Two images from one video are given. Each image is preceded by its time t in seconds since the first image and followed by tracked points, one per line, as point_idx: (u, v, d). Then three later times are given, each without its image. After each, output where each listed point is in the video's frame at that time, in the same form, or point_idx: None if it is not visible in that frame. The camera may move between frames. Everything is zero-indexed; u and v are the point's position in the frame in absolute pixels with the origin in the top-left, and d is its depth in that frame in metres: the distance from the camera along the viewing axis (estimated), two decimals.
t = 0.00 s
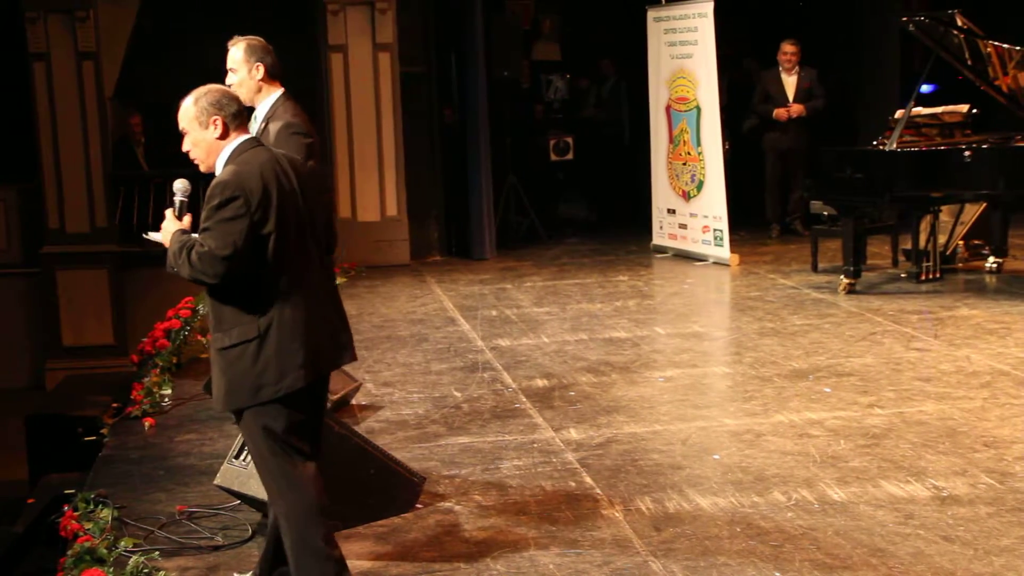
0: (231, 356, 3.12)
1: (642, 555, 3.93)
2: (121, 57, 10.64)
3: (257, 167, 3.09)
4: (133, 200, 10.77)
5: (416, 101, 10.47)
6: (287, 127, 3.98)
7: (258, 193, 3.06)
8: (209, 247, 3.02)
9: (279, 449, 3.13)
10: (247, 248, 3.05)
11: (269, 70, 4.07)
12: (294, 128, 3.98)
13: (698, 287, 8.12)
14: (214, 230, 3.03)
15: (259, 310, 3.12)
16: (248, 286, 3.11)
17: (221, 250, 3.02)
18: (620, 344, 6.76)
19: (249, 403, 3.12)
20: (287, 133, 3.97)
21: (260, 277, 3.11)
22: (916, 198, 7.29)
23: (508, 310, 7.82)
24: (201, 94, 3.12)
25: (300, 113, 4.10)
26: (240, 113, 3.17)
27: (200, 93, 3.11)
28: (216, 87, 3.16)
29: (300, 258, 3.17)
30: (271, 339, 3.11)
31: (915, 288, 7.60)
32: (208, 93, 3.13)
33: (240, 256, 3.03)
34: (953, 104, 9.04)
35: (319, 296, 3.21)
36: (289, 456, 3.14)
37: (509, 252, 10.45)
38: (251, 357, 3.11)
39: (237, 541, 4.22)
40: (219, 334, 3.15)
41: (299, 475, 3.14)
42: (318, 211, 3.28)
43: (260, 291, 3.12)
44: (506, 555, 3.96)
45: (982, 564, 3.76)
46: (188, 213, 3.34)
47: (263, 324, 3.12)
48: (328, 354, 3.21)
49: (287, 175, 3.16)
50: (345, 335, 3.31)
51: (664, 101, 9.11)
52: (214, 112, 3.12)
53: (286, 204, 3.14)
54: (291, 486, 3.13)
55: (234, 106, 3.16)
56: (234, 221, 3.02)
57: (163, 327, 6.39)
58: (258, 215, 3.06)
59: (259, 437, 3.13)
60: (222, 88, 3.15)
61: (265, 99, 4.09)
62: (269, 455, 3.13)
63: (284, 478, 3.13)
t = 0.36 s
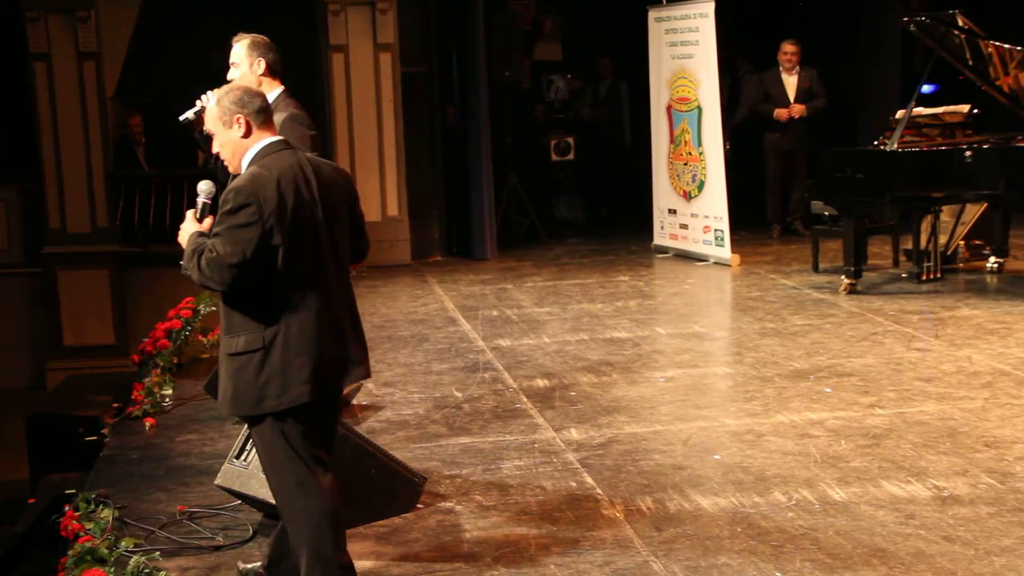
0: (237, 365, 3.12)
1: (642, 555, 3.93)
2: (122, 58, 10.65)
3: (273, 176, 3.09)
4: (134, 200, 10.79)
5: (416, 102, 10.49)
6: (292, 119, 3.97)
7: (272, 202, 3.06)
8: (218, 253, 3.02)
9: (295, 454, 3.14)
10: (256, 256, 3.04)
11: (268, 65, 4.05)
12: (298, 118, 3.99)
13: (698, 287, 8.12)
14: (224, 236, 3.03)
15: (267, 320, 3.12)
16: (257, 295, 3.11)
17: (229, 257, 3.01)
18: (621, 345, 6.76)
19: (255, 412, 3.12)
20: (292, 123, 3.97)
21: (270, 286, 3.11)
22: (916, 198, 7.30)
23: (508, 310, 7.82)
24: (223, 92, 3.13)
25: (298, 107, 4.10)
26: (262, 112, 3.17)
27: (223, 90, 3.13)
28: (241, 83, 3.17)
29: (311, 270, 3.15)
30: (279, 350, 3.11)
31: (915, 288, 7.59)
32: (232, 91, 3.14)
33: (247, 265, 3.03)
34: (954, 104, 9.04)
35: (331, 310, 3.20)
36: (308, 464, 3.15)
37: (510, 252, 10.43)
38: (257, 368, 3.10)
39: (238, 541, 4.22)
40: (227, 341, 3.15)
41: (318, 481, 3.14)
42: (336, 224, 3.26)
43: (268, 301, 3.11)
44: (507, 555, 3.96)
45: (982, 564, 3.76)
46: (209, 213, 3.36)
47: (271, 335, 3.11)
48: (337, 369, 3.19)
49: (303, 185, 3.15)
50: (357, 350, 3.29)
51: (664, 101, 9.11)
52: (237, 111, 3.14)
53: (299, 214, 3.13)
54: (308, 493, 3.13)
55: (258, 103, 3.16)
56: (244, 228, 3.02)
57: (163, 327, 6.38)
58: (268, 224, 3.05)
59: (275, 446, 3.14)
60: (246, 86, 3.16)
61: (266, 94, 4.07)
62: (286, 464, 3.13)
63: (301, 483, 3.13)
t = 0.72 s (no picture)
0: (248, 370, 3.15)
1: (642, 555, 3.93)
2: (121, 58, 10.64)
3: (263, 181, 3.08)
4: (132, 201, 10.85)
5: (416, 101, 10.49)
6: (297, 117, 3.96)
7: (261, 208, 3.06)
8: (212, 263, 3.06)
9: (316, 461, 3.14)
10: (247, 264, 3.05)
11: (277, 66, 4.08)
12: (305, 117, 3.96)
13: (697, 287, 8.12)
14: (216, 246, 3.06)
15: (271, 326, 3.12)
16: (259, 301, 3.13)
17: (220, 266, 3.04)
18: (620, 344, 6.76)
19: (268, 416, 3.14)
20: (298, 121, 3.94)
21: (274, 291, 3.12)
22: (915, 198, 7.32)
23: (508, 310, 7.83)
24: (233, 88, 3.15)
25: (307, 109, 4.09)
26: (269, 110, 3.16)
27: (234, 86, 3.14)
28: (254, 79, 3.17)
29: (313, 274, 3.12)
30: (283, 356, 3.10)
31: (914, 288, 7.60)
32: (242, 86, 3.15)
33: (239, 273, 3.04)
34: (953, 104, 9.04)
35: (340, 312, 3.15)
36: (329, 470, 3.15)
37: (509, 252, 10.43)
38: (264, 375, 3.11)
39: (237, 542, 4.22)
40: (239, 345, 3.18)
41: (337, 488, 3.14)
42: (346, 222, 3.20)
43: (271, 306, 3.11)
44: (506, 555, 3.96)
45: (981, 564, 3.76)
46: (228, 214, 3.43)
47: (276, 341, 3.11)
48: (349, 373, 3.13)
49: (299, 186, 3.12)
50: (377, 350, 3.22)
51: (664, 101, 9.11)
52: (244, 107, 3.14)
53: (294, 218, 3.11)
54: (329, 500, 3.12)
55: (264, 100, 3.16)
56: (233, 237, 3.03)
57: (162, 327, 6.36)
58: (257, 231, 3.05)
59: (292, 451, 3.15)
60: (255, 82, 3.16)
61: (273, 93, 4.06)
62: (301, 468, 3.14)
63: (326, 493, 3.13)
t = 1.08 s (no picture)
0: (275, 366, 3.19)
1: (642, 555, 3.93)
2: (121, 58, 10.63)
3: (277, 181, 3.09)
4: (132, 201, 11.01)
5: (416, 101, 10.58)
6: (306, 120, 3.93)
7: (273, 208, 3.07)
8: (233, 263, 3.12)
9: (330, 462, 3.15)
10: (261, 264, 3.09)
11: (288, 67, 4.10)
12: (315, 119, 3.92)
13: (697, 287, 8.12)
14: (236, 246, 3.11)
15: (290, 323, 3.13)
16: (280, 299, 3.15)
17: (239, 267, 3.11)
18: (620, 344, 6.77)
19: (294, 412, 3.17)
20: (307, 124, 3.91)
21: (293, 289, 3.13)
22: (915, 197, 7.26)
23: (507, 310, 7.83)
24: (260, 85, 3.16)
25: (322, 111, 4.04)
26: (295, 108, 3.17)
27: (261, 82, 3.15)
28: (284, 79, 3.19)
29: (328, 271, 3.10)
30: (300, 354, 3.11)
31: (914, 288, 7.60)
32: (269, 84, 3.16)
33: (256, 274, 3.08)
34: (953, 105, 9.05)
35: (357, 310, 3.12)
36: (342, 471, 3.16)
37: (509, 252, 10.43)
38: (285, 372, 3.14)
39: (237, 542, 4.22)
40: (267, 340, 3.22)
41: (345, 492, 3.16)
42: (367, 219, 3.15)
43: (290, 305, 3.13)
44: (507, 554, 3.96)
45: (981, 564, 3.76)
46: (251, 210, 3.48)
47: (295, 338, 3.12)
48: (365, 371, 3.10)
49: (313, 185, 3.10)
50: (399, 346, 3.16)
51: (664, 101, 9.11)
52: (269, 104, 3.15)
53: (307, 217, 3.10)
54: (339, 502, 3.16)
55: (289, 99, 3.16)
56: (246, 237, 3.08)
57: (162, 328, 6.33)
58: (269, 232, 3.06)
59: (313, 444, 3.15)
60: (282, 82, 3.17)
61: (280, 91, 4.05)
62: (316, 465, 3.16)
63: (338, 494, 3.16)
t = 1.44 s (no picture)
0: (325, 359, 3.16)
1: (644, 555, 3.93)
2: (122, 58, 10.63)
3: (344, 176, 3.08)
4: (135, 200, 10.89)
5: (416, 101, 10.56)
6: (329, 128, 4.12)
7: (338, 202, 3.06)
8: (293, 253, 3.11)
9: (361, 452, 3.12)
10: (322, 256, 3.07)
11: (323, 67, 4.15)
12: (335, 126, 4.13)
13: (699, 287, 8.12)
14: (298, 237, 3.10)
15: (343, 317, 3.11)
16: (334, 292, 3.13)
17: (300, 256, 3.09)
18: (621, 345, 6.76)
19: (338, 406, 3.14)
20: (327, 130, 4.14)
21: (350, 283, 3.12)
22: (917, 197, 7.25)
23: (508, 310, 7.82)
24: (332, 86, 3.14)
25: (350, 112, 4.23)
26: (367, 109, 3.15)
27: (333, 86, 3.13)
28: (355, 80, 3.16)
29: (386, 268, 3.10)
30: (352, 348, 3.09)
31: (916, 288, 7.59)
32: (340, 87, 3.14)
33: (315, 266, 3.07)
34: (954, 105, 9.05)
35: (414, 308, 3.11)
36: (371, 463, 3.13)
37: (510, 251, 10.42)
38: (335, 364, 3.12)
39: (238, 542, 4.22)
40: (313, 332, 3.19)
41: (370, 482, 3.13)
42: (429, 219, 3.15)
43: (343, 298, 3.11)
44: (508, 554, 3.97)
45: (983, 564, 3.76)
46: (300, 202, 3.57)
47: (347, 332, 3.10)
48: (417, 368, 3.09)
49: (380, 183, 3.10)
50: (452, 348, 3.15)
51: (665, 101, 9.10)
52: (338, 106, 3.12)
53: (369, 213, 3.10)
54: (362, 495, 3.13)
55: (362, 101, 3.13)
56: (310, 227, 3.06)
57: (164, 327, 6.34)
58: (333, 225, 3.06)
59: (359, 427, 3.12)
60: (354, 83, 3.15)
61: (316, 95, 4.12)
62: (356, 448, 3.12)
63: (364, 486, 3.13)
